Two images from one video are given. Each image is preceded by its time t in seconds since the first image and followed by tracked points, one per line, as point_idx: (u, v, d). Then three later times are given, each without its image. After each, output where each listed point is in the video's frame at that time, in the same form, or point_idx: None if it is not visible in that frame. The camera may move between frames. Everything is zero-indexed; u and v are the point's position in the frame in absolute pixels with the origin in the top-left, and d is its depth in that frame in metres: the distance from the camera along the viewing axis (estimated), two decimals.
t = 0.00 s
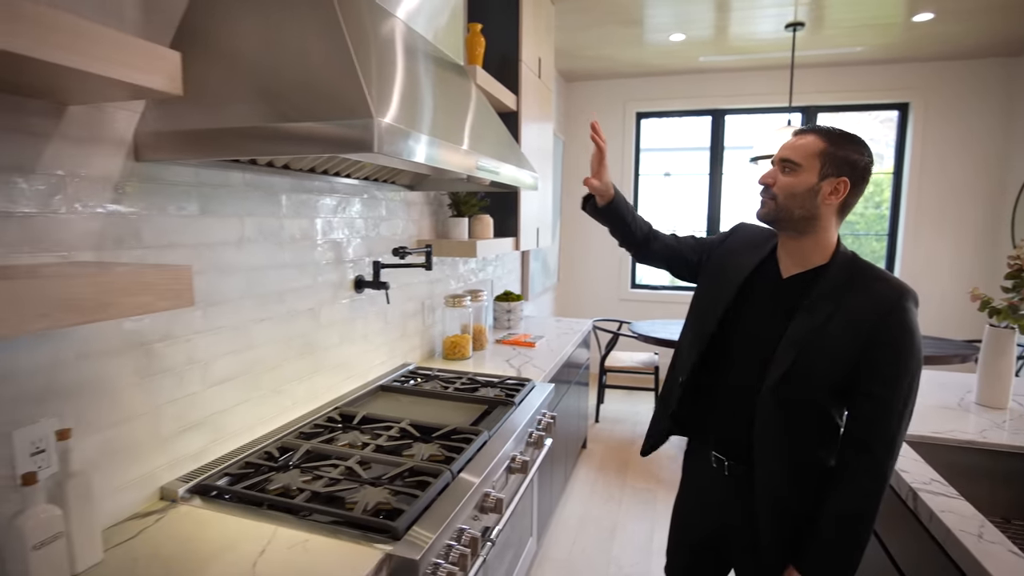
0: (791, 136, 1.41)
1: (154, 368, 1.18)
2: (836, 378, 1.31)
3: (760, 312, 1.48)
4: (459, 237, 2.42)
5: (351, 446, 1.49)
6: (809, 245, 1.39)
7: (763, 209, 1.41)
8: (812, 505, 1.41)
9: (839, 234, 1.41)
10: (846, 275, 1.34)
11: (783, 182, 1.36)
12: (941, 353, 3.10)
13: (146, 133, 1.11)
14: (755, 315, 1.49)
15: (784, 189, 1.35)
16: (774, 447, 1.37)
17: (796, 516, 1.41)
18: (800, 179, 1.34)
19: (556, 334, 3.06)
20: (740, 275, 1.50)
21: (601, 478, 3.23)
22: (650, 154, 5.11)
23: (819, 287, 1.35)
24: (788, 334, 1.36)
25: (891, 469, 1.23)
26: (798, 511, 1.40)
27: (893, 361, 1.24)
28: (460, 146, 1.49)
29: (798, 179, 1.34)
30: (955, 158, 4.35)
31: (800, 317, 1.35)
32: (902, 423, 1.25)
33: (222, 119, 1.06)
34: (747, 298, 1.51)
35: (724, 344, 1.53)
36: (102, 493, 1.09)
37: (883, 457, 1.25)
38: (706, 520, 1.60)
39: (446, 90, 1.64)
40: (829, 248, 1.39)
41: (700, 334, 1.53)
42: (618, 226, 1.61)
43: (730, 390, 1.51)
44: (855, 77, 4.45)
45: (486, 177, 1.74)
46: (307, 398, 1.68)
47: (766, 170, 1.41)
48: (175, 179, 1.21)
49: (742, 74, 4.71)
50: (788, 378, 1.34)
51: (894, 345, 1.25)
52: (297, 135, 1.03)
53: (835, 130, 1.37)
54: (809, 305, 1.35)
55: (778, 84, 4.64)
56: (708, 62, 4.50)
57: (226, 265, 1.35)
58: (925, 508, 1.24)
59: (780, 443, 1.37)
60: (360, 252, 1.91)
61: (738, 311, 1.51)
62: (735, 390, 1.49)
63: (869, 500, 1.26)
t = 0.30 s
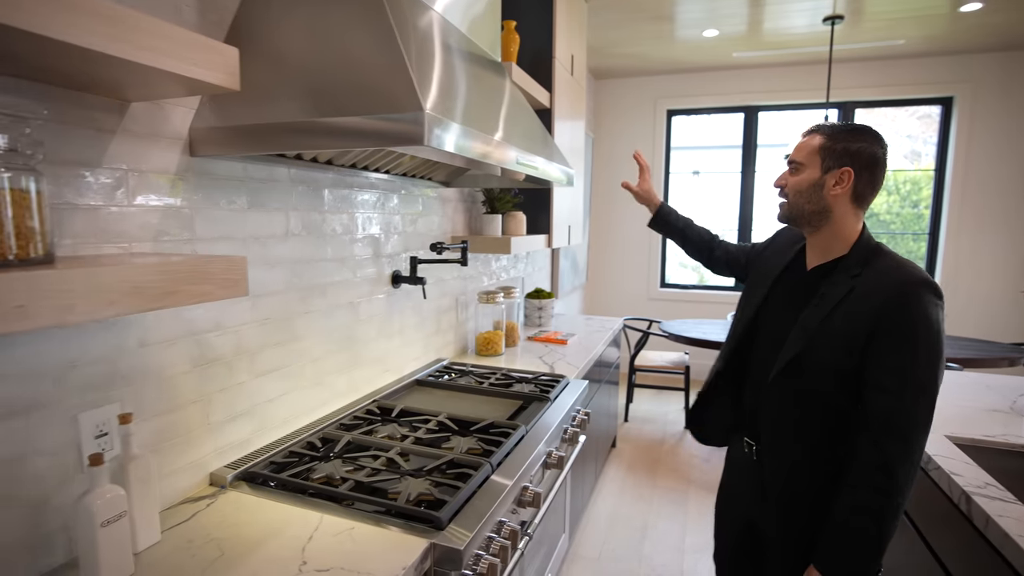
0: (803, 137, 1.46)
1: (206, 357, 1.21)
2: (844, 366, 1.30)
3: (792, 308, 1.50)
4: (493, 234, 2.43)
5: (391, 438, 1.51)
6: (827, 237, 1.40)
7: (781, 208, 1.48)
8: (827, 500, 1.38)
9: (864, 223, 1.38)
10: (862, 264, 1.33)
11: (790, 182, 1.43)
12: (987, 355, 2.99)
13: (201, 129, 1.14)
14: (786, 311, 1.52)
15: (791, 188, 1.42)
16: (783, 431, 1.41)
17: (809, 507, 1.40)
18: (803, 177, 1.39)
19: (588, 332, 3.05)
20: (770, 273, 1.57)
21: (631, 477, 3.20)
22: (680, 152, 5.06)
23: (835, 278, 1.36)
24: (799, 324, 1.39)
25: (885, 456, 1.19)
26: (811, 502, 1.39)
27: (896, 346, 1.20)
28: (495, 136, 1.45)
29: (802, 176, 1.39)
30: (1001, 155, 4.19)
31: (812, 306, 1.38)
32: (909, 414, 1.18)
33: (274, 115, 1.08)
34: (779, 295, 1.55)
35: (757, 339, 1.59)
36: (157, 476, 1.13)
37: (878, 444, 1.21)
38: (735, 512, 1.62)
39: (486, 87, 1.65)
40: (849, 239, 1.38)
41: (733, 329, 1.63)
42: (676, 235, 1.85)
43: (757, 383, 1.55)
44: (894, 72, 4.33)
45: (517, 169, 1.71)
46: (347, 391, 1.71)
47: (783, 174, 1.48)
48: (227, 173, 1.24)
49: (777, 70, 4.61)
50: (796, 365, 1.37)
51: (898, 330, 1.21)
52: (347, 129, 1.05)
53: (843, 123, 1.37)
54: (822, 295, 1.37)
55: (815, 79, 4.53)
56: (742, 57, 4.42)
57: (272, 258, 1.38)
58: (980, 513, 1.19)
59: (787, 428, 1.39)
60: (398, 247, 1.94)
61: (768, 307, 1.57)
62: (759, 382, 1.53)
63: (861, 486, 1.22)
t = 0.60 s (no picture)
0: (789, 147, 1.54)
1: (226, 357, 1.23)
2: (834, 356, 1.36)
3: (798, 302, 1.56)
4: (506, 235, 2.44)
5: (407, 438, 1.52)
6: (822, 239, 1.49)
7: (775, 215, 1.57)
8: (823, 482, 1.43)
9: (854, 221, 1.47)
10: (852, 259, 1.39)
11: (781, 191, 1.51)
12: (1006, 358, 2.94)
13: (222, 132, 1.15)
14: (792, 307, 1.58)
15: (783, 197, 1.51)
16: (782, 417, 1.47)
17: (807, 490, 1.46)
18: (793, 187, 1.48)
19: (600, 333, 3.05)
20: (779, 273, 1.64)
21: (644, 479, 3.19)
22: (692, 152, 5.03)
23: (828, 273, 1.43)
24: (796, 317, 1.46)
25: (862, 433, 1.25)
26: (810, 486, 1.46)
27: (879, 334, 1.26)
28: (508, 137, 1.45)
29: (792, 186, 1.48)
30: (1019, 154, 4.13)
31: (808, 300, 1.44)
32: (892, 399, 1.24)
33: (295, 118, 1.09)
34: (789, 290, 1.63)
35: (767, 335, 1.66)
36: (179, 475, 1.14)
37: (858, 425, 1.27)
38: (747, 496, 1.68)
39: (501, 88, 1.66)
40: (841, 239, 1.47)
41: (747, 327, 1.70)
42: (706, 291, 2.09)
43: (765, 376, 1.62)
44: (909, 71, 4.28)
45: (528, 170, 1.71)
46: (363, 391, 1.72)
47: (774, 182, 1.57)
48: (247, 175, 1.25)
49: (791, 69, 4.58)
50: (792, 356, 1.44)
51: (883, 319, 1.26)
52: (367, 132, 1.05)
53: (824, 133, 1.46)
54: (816, 290, 1.43)
55: (830, 78, 4.49)
56: (755, 57, 4.39)
57: (290, 259, 1.39)
58: (1005, 518, 1.17)
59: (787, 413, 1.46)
60: (413, 248, 1.94)
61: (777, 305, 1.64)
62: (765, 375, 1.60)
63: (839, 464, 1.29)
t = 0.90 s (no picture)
0: (776, 154, 1.54)
1: (224, 354, 1.22)
2: (828, 344, 1.41)
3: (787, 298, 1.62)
4: (506, 233, 2.44)
5: (406, 436, 1.51)
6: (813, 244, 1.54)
7: (768, 221, 1.56)
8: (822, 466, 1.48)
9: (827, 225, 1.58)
10: (835, 253, 1.46)
11: (782, 199, 1.50)
12: (1006, 356, 2.94)
13: (221, 128, 1.15)
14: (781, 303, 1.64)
15: (785, 205, 1.50)
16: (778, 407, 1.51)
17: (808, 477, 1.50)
18: (797, 195, 1.48)
19: (600, 331, 3.05)
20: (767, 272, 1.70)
21: (643, 478, 3.19)
22: (692, 151, 5.03)
23: (814, 268, 1.49)
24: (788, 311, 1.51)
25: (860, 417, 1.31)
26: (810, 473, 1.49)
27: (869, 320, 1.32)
28: (509, 135, 1.45)
29: (796, 195, 1.48)
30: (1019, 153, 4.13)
31: (799, 295, 1.50)
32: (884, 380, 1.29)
33: (293, 115, 1.09)
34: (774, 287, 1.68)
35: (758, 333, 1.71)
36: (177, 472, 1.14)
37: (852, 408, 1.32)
38: (747, 487, 1.73)
39: (501, 86, 1.66)
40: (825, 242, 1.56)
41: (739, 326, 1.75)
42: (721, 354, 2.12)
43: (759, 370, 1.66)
44: (909, 70, 4.28)
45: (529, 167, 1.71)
46: (362, 389, 1.72)
47: (762, 189, 1.55)
48: (246, 172, 1.26)
49: (792, 68, 4.57)
50: (786, 348, 1.49)
51: (871, 305, 1.33)
52: (367, 128, 1.05)
53: (813, 142, 1.51)
54: (806, 284, 1.49)
55: (830, 77, 4.49)
56: (756, 56, 4.39)
57: (289, 256, 1.39)
58: (1005, 515, 1.17)
59: (785, 404, 1.49)
60: (412, 246, 1.94)
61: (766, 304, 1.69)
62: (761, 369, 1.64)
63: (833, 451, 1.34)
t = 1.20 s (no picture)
0: (789, 152, 1.57)
1: (225, 352, 1.24)
2: (840, 332, 1.48)
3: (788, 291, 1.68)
4: (505, 233, 2.45)
5: (405, 434, 1.53)
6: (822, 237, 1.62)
7: (787, 219, 1.59)
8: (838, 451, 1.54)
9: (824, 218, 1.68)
10: (841, 246, 1.53)
11: (803, 195, 1.54)
12: (1005, 356, 2.95)
13: (221, 128, 1.16)
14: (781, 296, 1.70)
15: (807, 201, 1.54)
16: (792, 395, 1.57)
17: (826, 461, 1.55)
18: (817, 191, 1.53)
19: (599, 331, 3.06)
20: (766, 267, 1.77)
21: (642, 476, 3.20)
22: (693, 151, 5.03)
23: (820, 261, 1.55)
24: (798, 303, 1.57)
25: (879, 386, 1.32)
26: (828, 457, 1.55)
27: (881, 306, 1.40)
28: (509, 134, 1.46)
29: (816, 191, 1.54)
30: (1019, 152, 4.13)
31: (807, 287, 1.56)
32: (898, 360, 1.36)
33: (292, 115, 1.10)
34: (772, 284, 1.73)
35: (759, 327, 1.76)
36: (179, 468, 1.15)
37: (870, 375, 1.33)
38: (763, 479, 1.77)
39: (500, 86, 1.67)
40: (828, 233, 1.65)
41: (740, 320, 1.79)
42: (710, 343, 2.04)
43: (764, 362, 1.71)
44: (908, 69, 4.28)
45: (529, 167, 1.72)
46: (362, 387, 1.73)
47: (778, 187, 1.58)
48: (247, 172, 1.27)
49: (792, 68, 4.58)
50: (800, 338, 1.55)
51: (881, 292, 1.41)
52: (365, 128, 1.06)
53: (817, 138, 1.57)
54: (813, 276, 1.55)
55: (829, 77, 4.50)
56: (756, 56, 4.40)
57: (289, 255, 1.40)
58: (999, 512, 1.18)
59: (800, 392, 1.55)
60: (411, 246, 1.95)
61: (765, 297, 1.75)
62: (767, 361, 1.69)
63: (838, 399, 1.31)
